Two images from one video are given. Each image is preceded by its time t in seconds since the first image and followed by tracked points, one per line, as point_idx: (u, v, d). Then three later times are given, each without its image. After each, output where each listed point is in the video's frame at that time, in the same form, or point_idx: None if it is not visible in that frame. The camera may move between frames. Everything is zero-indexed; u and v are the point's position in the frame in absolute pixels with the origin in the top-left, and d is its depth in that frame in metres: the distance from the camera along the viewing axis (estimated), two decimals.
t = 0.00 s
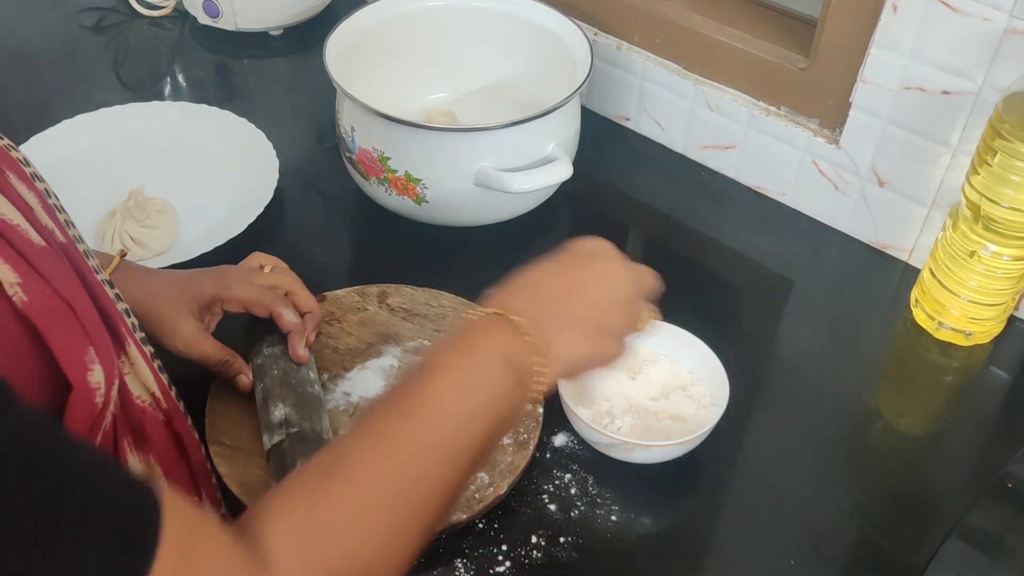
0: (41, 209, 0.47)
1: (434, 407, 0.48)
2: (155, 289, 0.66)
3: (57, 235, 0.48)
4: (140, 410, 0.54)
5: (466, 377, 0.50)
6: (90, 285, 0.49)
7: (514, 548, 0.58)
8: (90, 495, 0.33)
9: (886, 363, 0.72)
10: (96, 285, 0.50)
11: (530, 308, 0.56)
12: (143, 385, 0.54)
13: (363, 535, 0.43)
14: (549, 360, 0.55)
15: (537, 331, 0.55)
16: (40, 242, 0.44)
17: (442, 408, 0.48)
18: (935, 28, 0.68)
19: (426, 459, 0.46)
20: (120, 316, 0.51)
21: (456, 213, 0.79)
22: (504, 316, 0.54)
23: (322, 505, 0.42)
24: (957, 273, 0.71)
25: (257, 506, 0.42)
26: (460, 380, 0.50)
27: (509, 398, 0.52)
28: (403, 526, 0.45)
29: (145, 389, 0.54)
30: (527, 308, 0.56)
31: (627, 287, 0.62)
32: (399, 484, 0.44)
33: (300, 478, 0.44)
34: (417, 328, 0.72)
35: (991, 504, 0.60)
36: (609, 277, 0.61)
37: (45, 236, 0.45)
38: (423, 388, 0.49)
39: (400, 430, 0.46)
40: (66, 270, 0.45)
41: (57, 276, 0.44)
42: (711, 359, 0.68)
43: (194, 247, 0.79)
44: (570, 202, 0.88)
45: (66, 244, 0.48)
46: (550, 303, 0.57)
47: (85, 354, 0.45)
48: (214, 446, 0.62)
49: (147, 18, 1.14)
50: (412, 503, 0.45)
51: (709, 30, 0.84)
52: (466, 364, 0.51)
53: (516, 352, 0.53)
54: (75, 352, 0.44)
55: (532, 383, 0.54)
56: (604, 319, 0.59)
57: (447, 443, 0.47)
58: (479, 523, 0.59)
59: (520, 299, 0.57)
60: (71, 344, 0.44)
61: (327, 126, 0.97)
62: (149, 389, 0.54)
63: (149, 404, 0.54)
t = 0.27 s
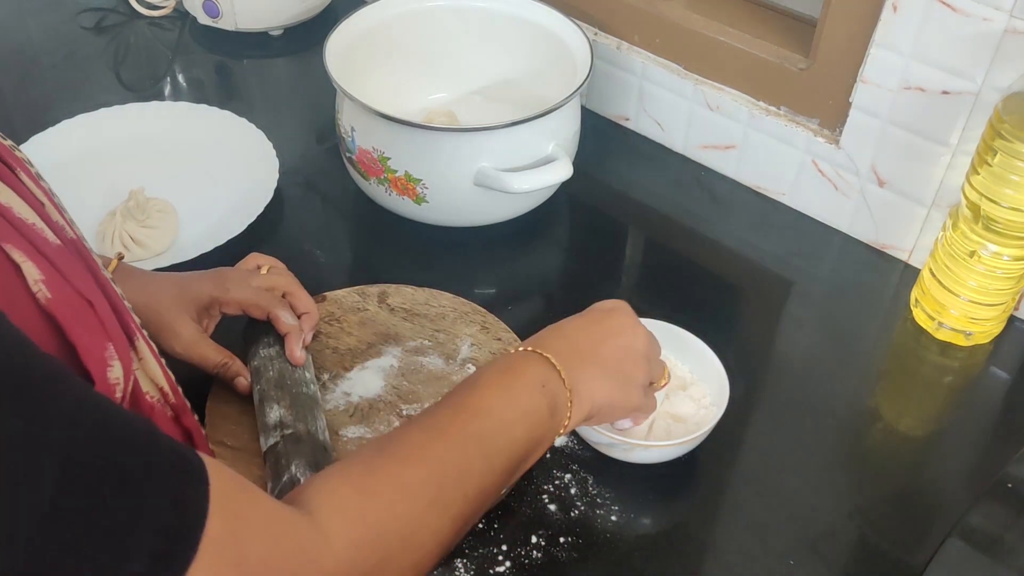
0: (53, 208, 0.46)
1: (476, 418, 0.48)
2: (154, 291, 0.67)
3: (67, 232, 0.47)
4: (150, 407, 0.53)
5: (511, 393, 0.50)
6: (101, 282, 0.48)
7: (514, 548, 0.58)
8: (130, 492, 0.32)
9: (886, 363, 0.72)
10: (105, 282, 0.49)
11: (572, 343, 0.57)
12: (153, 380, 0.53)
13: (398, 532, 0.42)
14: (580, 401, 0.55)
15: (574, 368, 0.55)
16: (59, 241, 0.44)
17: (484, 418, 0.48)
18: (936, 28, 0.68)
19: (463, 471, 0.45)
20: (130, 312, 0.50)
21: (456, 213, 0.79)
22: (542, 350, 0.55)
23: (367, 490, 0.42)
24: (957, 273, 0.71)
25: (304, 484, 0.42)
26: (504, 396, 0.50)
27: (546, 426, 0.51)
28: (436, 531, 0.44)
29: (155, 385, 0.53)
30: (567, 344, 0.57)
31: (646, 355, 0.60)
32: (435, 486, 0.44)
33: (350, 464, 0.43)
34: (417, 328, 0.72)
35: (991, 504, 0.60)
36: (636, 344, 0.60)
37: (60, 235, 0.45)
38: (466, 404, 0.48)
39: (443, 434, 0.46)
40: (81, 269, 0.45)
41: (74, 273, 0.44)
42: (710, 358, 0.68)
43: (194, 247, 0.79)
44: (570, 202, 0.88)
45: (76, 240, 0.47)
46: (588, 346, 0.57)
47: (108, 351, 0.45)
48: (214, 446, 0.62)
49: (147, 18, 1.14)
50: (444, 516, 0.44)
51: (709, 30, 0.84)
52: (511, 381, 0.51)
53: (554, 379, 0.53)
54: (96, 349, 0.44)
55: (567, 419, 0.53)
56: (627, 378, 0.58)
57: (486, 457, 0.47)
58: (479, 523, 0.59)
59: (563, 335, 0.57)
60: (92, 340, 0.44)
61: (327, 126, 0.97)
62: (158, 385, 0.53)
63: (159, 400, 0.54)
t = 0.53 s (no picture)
0: (56, 211, 0.45)
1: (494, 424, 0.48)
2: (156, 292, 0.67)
3: (73, 235, 0.46)
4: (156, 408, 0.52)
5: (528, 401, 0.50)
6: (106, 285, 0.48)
7: (514, 548, 0.58)
8: (144, 494, 0.32)
9: (886, 363, 0.72)
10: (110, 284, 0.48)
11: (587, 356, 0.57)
12: (158, 381, 0.52)
13: (416, 529, 0.41)
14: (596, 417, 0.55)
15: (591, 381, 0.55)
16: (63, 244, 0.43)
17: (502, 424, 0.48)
18: (936, 28, 0.68)
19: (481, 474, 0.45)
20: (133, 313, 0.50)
21: (456, 213, 0.79)
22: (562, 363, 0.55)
23: (383, 486, 0.41)
24: (957, 273, 0.71)
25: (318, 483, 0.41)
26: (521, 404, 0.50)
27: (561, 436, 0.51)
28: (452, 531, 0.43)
29: (159, 386, 0.53)
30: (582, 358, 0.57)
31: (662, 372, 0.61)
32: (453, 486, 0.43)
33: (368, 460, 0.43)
34: (417, 327, 0.72)
35: (992, 505, 0.59)
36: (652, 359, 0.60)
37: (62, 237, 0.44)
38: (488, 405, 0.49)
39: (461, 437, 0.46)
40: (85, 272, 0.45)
41: (79, 276, 0.43)
42: (710, 358, 0.68)
43: (194, 248, 0.79)
44: (570, 202, 0.88)
45: (81, 244, 0.47)
46: (602, 360, 0.58)
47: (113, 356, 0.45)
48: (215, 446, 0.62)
49: (147, 18, 1.14)
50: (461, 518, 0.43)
51: (709, 30, 0.84)
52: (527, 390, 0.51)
53: (569, 389, 0.53)
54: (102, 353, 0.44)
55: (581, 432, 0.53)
56: (640, 392, 0.58)
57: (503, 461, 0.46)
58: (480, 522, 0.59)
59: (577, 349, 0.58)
60: (99, 345, 0.44)
61: (327, 126, 0.97)
62: (163, 385, 0.53)
63: (164, 401, 0.53)
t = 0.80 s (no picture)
0: (46, 216, 0.46)
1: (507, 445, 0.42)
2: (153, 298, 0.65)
3: (60, 239, 0.46)
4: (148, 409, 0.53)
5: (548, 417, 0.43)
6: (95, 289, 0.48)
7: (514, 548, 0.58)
8: (127, 501, 0.30)
9: (886, 363, 0.72)
10: (98, 286, 0.49)
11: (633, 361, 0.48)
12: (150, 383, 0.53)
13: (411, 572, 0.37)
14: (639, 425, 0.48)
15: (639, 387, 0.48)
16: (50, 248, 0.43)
17: (518, 450, 0.42)
18: (935, 28, 0.68)
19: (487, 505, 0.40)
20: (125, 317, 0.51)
21: (456, 212, 0.79)
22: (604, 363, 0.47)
23: (377, 531, 0.37)
24: (957, 273, 0.71)
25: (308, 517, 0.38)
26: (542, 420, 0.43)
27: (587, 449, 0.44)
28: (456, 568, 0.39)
29: (151, 388, 0.53)
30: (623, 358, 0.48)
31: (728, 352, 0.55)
32: (456, 522, 0.39)
33: (365, 493, 0.39)
34: (417, 327, 0.72)
35: (992, 505, 0.59)
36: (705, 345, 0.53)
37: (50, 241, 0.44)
38: (511, 422, 0.43)
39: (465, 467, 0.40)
40: (73, 276, 0.45)
41: (65, 280, 0.43)
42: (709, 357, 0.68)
43: (194, 247, 0.79)
44: (569, 203, 0.88)
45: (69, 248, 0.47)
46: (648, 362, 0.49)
47: (97, 361, 0.45)
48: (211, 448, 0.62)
49: (147, 18, 1.14)
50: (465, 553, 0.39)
51: (709, 30, 0.84)
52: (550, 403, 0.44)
53: (613, 398, 0.46)
54: (86, 359, 0.44)
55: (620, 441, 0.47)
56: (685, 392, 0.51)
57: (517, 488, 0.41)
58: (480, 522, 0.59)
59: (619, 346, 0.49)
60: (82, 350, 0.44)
61: (326, 126, 0.97)
62: (155, 388, 0.54)
63: (156, 403, 0.54)
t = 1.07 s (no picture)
0: (24, 223, 0.45)
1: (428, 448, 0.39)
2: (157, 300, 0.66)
3: (40, 245, 0.46)
4: (127, 417, 0.52)
5: (465, 407, 0.41)
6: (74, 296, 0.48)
7: (514, 548, 0.58)
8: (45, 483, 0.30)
9: (886, 363, 0.72)
10: (79, 291, 0.48)
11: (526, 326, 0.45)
12: (130, 392, 0.52)
13: None
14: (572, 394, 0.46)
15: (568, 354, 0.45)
16: (21, 256, 0.42)
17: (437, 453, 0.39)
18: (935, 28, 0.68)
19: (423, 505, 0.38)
20: (105, 322, 0.50)
21: (456, 213, 0.79)
22: (520, 342, 0.44)
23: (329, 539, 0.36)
24: (956, 273, 0.71)
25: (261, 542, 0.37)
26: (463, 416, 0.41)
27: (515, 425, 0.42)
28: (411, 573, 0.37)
29: (132, 397, 0.52)
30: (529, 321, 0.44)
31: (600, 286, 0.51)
32: (398, 533, 0.37)
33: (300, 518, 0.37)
34: (417, 327, 0.72)
35: (991, 503, 0.61)
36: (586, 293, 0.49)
37: (26, 250, 0.44)
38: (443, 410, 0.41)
39: (387, 478, 0.38)
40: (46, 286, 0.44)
41: (33, 291, 0.42)
42: (710, 357, 0.68)
43: (194, 248, 0.79)
44: (569, 203, 0.88)
45: (49, 254, 0.47)
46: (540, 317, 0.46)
47: (60, 375, 0.43)
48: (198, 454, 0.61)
49: (147, 18, 1.14)
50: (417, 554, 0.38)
51: (709, 30, 0.84)
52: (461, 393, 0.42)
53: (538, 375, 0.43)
54: (49, 373, 0.43)
55: (554, 412, 0.45)
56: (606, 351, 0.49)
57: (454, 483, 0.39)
58: (479, 523, 0.59)
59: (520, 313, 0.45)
60: (46, 365, 0.43)
61: (327, 126, 0.97)
62: (138, 396, 0.53)
63: (137, 411, 0.53)
